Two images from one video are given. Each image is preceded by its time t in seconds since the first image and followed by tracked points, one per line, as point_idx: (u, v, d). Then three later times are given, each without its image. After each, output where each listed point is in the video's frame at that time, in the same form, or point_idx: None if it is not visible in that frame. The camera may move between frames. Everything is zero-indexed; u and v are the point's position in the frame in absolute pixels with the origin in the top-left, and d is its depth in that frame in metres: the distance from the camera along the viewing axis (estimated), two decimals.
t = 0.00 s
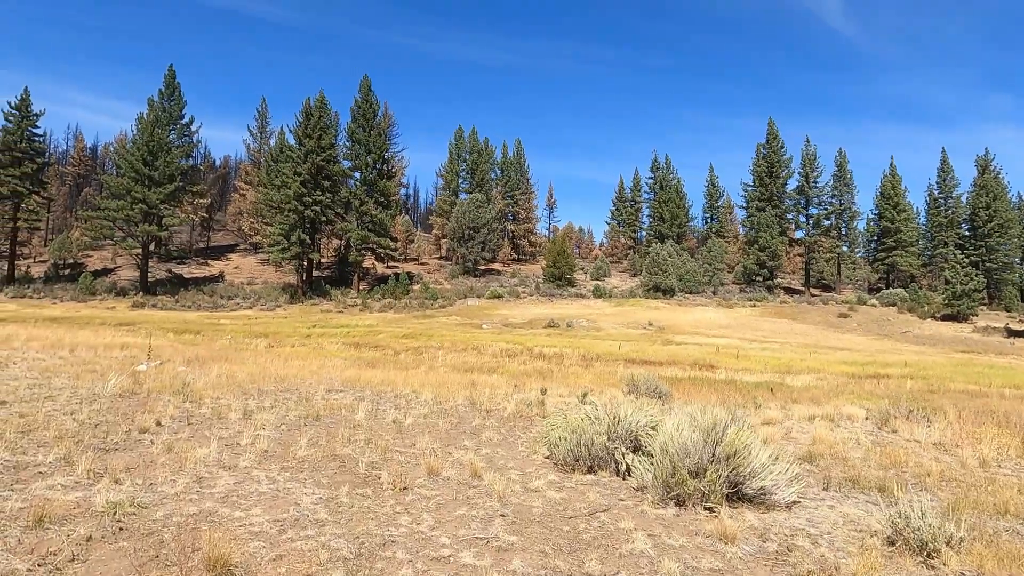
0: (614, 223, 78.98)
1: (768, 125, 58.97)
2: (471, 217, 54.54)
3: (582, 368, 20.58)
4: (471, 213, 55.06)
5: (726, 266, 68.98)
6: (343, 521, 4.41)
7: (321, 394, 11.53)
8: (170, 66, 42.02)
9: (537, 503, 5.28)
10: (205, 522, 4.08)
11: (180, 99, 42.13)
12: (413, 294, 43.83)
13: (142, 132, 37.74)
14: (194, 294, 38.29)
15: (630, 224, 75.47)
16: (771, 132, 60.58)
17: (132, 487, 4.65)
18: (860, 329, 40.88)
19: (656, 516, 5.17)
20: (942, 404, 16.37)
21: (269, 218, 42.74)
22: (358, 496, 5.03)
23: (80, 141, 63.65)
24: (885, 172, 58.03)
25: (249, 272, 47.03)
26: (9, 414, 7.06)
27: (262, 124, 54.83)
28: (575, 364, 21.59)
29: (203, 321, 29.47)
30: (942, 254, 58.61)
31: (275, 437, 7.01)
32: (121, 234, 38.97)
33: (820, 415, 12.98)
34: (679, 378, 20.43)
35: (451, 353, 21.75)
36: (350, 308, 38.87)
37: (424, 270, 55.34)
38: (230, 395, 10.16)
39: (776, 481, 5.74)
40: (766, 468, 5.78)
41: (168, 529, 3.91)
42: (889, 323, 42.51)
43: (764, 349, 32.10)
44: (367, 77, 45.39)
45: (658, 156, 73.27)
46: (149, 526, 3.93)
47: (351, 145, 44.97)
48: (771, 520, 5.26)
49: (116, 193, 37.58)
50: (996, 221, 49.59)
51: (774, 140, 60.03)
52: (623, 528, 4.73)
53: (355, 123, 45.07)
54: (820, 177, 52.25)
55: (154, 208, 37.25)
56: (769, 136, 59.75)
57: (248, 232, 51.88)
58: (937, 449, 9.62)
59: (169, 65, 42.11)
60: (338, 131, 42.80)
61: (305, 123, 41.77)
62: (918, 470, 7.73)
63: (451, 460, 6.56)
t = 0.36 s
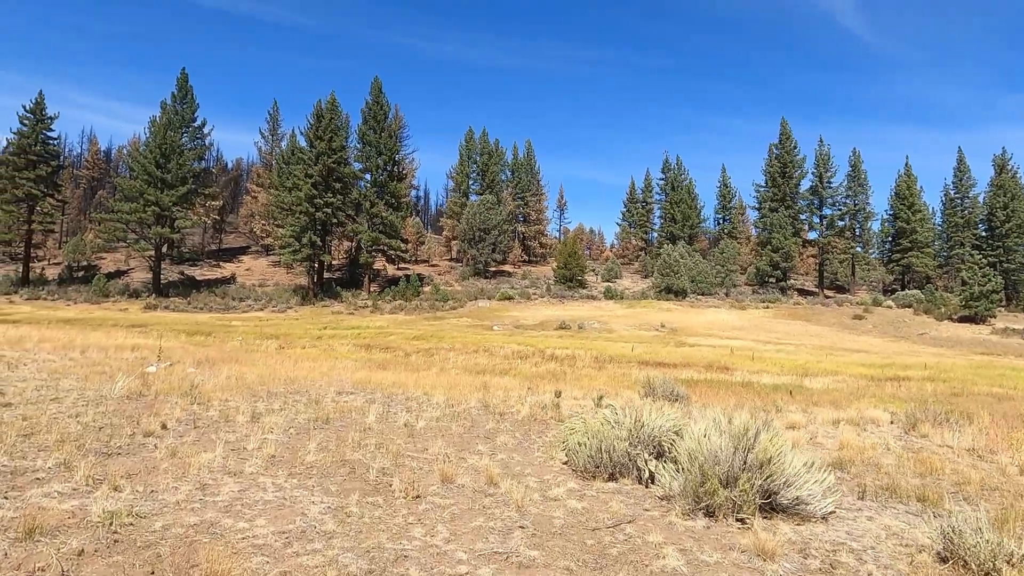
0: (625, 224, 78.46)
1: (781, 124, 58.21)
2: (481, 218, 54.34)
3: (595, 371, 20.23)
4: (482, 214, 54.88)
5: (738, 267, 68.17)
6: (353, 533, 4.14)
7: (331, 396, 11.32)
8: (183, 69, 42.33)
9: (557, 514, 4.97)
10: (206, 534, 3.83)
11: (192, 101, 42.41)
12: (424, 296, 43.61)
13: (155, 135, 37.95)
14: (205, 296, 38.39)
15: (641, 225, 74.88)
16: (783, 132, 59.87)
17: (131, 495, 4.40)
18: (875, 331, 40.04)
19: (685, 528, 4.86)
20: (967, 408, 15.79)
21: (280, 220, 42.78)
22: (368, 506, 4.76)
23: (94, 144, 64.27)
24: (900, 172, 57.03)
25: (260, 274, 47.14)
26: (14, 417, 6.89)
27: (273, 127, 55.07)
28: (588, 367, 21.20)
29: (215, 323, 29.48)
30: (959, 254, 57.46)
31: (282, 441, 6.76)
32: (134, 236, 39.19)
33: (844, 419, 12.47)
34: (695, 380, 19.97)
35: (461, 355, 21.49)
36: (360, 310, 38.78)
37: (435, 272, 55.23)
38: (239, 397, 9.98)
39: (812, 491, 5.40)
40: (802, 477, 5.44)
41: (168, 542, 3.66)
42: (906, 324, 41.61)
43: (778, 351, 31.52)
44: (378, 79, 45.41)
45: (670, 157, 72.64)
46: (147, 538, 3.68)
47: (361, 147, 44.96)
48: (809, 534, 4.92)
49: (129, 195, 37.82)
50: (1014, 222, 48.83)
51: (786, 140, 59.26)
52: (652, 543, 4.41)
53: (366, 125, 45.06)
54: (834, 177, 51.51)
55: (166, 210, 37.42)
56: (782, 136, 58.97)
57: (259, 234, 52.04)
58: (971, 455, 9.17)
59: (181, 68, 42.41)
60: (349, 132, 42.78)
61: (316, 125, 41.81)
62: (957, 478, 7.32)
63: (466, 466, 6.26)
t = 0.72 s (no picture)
0: (651, 226, 77.47)
1: (810, 123, 56.71)
2: (506, 221, 54.23)
3: (622, 375, 19.81)
4: (506, 218, 54.77)
5: (767, 270, 66.67)
6: (376, 552, 3.92)
7: (357, 401, 11.24)
8: (213, 77, 43.38)
9: (592, 530, 4.69)
10: (226, 552, 3.66)
11: (221, 109, 43.35)
12: (449, 299, 43.60)
13: (185, 142, 38.81)
14: (235, 300, 39.05)
15: (667, 227, 73.82)
16: (812, 131, 58.28)
17: (151, 508, 4.27)
18: (910, 334, 38.58)
19: (728, 548, 4.55)
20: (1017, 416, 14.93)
21: (307, 225, 43.25)
22: (393, 520, 4.55)
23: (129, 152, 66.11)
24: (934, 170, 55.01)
25: (288, 278, 47.78)
26: (42, 423, 6.90)
27: (300, 133, 55.89)
28: (615, 371, 20.78)
29: (244, 327, 29.89)
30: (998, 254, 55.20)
31: (307, 449, 6.61)
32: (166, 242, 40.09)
33: (884, 427, 11.88)
34: (725, 385, 19.40)
35: (486, 359, 21.30)
36: (387, 313, 38.98)
37: (460, 275, 55.28)
38: (264, 403, 9.94)
39: (865, 509, 5.01)
40: (852, 493, 5.05)
41: (186, 559, 3.50)
42: (941, 327, 40.06)
43: (810, 355, 30.59)
44: (403, 84, 45.71)
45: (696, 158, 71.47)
46: (166, 554, 3.53)
47: (386, 152, 45.28)
48: (865, 557, 4.53)
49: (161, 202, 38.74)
50: None
51: (816, 139, 57.72)
52: (694, 567, 4.10)
53: (391, 129, 45.38)
54: (865, 176, 49.99)
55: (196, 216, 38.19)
56: (811, 135, 57.53)
57: (287, 239, 52.78)
58: None
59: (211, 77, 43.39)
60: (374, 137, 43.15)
61: (342, 130, 42.26)
62: (1019, 493, 6.79)
63: (495, 477, 6.02)
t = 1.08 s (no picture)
0: (677, 228, 76.43)
1: (839, 121, 55.09)
2: (530, 224, 54.05)
3: (651, 378, 19.39)
4: (530, 221, 54.59)
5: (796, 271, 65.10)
6: (403, 562, 3.73)
7: (382, 404, 11.14)
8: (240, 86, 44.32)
9: (628, 541, 4.42)
10: (247, 560, 3.52)
11: (249, 116, 44.27)
12: (473, 303, 43.55)
13: (214, 150, 39.62)
14: (263, 304, 39.64)
15: (693, 229, 72.66)
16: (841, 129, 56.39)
17: (172, 514, 4.16)
18: (949, 335, 37.13)
19: (775, 562, 4.22)
20: None
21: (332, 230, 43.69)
22: (419, 528, 4.36)
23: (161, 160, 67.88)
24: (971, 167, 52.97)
25: (314, 282, 48.37)
26: (70, 425, 6.93)
27: (326, 139, 56.62)
28: (642, 374, 20.31)
29: (272, 331, 30.21)
30: None
31: (332, 453, 6.48)
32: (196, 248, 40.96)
33: (929, 431, 11.29)
34: (758, 389, 18.78)
35: (511, 361, 21.08)
36: (411, 317, 39.09)
37: (484, 278, 55.25)
38: (290, 406, 9.91)
39: (922, 521, 4.62)
40: (909, 504, 4.67)
41: (206, 568, 3.36)
42: (980, 328, 38.42)
43: (844, 357, 29.61)
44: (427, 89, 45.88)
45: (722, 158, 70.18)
46: (185, 564, 3.40)
47: (410, 156, 45.53)
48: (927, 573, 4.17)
49: (191, 208, 39.60)
50: None
51: (847, 138, 56.07)
52: None
53: (415, 134, 45.61)
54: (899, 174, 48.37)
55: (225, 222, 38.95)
56: (841, 133, 55.90)
57: (314, 244, 53.44)
58: None
59: (239, 86, 44.33)
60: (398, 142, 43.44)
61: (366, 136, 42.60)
62: None
63: (525, 483, 5.79)
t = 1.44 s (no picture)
0: (690, 227, 75.68)
1: (856, 118, 54.03)
2: (542, 223, 53.72)
3: (666, 378, 19.03)
4: (542, 220, 54.25)
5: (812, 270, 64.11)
6: None
7: (395, 405, 10.95)
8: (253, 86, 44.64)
9: (654, 555, 4.15)
10: None
11: (262, 116, 44.63)
12: (486, 302, 43.35)
13: (227, 149, 39.83)
14: (276, 303, 39.77)
15: (706, 228, 71.81)
16: (858, 126, 55.39)
17: (174, 522, 3.96)
18: (969, 335, 36.26)
19: None
20: None
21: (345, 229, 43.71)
22: (433, 539, 4.11)
23: (176, 160, 68.53)
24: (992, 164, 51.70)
25: (327, 281, 48.48)
26: (78, 426, 6.83)
27: (339, 138, 56.74)
28: (658, 374, 19.94)
29: (284, 330, 30.19)
30: None
31: (343, 457, 6.26)
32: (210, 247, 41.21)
33: (958, 435, 10.82)
34: (777, 390, 18.32)
35: (525, 361, 20.82)
36: (424, 316, 38.95)
37: (496, 277, 55.02)
38: (301, 407, 9.75)
39: (972, 535, 4.27)
40: (959, 518, 4.31)
41: None
42: (1001, 328, 37.48)
43: (863, 358, 28.94)
44: (439, 87, 45.72)
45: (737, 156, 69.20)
46: None
47: (423, 155, 45.44)
48: None
49: (205, 208, 39.85)
50: None
51: (863, 135, 55.02)
52: None
53: (428, 133, 45.51)
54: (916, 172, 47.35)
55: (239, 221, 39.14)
56: (858, 130, 54.87)
57: (327, 243, 53.56)
58: None
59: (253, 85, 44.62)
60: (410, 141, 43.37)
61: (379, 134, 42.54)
62: None
63: (543, 489, 5.53)
